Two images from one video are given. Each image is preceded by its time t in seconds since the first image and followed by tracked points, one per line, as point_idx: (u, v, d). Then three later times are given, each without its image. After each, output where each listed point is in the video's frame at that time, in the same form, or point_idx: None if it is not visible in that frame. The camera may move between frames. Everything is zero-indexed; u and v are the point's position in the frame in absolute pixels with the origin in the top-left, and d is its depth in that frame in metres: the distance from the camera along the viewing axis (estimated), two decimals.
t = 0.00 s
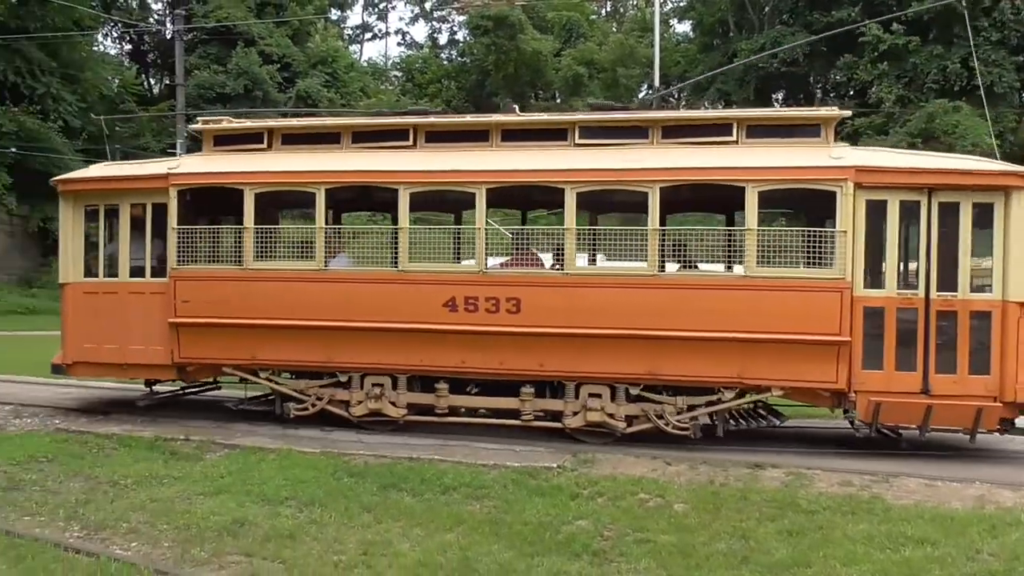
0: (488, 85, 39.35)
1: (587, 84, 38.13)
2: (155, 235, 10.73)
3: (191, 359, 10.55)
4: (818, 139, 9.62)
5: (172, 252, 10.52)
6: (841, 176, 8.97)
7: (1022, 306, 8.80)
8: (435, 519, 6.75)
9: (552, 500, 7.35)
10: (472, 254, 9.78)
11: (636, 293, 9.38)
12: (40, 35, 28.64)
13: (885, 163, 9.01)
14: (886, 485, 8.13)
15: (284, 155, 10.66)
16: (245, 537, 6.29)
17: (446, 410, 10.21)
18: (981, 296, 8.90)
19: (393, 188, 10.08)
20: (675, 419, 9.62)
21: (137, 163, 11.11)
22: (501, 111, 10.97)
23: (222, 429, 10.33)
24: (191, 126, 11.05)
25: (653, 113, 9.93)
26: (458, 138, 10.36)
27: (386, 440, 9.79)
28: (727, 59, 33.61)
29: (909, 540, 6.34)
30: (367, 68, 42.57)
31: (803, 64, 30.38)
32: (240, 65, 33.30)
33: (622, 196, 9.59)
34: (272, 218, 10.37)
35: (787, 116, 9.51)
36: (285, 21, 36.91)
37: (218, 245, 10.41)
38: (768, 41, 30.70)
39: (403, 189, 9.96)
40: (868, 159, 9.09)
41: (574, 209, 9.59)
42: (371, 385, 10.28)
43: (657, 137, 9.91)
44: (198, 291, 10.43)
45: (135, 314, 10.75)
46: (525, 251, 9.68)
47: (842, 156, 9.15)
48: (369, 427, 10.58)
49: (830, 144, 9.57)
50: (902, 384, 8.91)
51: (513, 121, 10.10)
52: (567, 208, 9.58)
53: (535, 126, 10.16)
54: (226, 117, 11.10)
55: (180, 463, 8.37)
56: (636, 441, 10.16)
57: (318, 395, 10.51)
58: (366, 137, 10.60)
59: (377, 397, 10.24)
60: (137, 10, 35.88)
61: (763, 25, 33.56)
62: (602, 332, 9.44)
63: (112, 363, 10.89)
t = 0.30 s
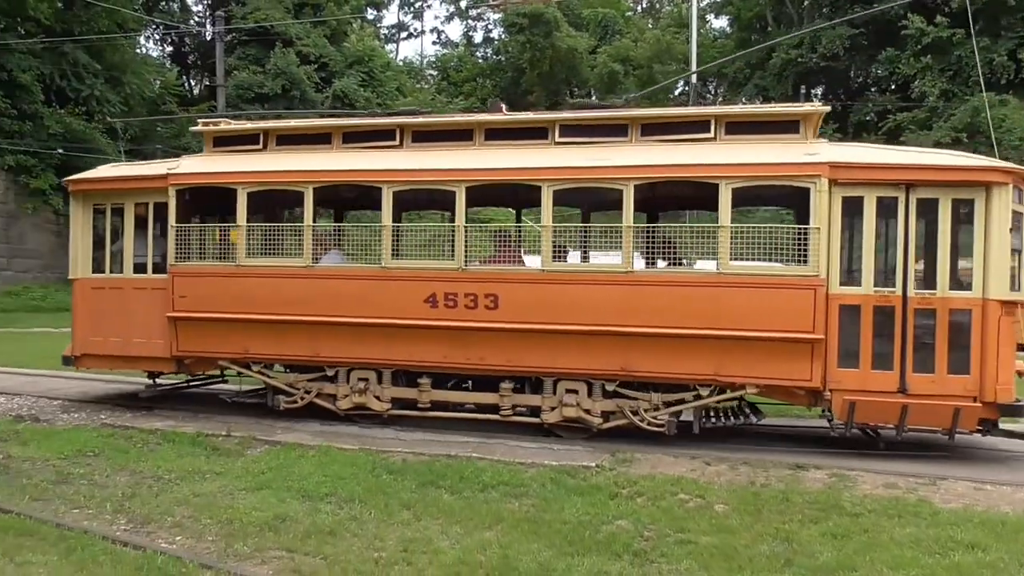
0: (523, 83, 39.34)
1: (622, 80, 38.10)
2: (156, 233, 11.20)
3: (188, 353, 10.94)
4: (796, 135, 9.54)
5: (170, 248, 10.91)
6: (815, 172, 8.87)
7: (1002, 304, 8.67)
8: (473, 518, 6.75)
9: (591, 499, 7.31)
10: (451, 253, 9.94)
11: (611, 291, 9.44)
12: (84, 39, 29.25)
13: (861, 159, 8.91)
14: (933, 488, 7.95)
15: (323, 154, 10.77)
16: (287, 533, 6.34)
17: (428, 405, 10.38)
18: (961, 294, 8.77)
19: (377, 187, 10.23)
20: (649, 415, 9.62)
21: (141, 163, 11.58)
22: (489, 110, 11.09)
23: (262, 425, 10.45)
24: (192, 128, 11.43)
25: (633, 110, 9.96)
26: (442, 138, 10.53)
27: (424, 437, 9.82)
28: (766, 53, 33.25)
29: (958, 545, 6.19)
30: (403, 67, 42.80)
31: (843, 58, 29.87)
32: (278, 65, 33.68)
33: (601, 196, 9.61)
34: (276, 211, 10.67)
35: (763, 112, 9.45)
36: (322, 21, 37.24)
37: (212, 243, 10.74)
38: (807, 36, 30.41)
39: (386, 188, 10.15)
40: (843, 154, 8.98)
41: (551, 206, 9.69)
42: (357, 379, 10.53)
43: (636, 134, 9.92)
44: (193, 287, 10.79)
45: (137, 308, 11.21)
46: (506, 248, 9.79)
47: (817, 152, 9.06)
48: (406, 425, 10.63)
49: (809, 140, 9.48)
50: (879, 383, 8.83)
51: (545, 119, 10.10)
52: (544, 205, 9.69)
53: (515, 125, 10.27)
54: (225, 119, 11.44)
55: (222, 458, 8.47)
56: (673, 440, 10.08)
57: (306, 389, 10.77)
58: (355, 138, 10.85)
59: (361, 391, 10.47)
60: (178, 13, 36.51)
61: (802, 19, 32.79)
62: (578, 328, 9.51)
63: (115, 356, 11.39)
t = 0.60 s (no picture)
0: (563, 81, 39.30)
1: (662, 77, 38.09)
2: (166, 235, 11.59)
3: (194, 349, 11.32)
4: (782, 131, 9.42)
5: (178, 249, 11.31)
6: (796, 168, 8.79)
7: (987, 300, 8.51)
8: (520, 518, 6.71)
9: (638, 500, 7.23)
10: (442, 252, 10.07)
11: (595, 288, 9.46)
12: (132, 43, 29.83)
13: (842, 154, 8.81)
14: (990, 491, 7.73)
15: (364, 153, 10.80)
16: (334, 530, 6.38)
17: (421, 400, 10.54)
18: (946, 289, 8.61)
19: (369, 188, 10.37)
20: (634, 411, 9.58)
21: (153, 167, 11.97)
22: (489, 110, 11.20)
23: (308, 423, 10.53)
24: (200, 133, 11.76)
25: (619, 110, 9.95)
26: (434, 139, 10.63)
27: (468, 436, 9.81)
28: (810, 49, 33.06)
29: (1018, 550, 5.99)
30: (442, 67, 43.01)
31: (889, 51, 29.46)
32: (320, 66, 34.13)
33: (581, 191, 9.68)
34: (281, 213, 10.85)
35: (747, 109, 9.35)
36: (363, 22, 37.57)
37: (216, 244, 11.07)
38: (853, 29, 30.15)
39: (378, 188, 10.27)
40: (827, 150, 8.88)
41: (536, 205, 9.72)
42: (353, 375, 10.72)
43: (623, 133, 9.91)
44: (199, 285, 11.15)
45: (148, 307, 11.65)
46: (495, 246, 9.86)
47: (799, 148, 8.96)
48: (451, 423, 10.65)
49: (794, 136, 9.35)
50: (863, 380, 8.70)
51: (583, 116, 10.04)
52: (530, 203, 9.72)
53: (504, 125, 10.33)
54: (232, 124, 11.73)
55: (270, 456, 8.56)
56: (719, 440, 9.95)
57: (305, 384, 11.00)
58: (351, 139, 11.03)
59: (357, 386, 10.66)
60: (222, 16, 37.17)
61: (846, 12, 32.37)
62: (562, 325, 9.55)
63: (127, 352, 11.83)
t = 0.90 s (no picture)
0: (597, 78, 39.15)
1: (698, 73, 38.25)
2: (175, 237, 11.99)
3: (201, 347, 11.69)
4: (764, 127, 9.38)
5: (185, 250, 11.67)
6: (773, 164, 8.75)
7: (969, 294, 8.35)
8: (563, 517, 6.67)
9: (682, 500, 7.14)
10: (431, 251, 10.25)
11: (581, 284, 9.50)
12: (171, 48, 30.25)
13: (821, 149, 8.75)
14: None
15: (406, 154, 10.76)
16: (378, 529, 6.39)
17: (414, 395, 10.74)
18: (928, 284, 8.47)
19: (363, 189, 10.59)
20: (618, 407, 9.65)
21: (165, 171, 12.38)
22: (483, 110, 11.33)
23: (349, 422, 10.58)
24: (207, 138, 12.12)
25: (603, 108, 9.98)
26: (426, 141, 10.79)
27: (508, 435, 9.78)
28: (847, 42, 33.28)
29: None
30: (476, 66, 43.07)
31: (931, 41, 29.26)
32: (355, 67, 34.47)
33: (568, 190, 9.75)
34: (283, 214, 11.16)
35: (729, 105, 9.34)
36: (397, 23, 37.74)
37: (220, 246, 11.39)
38: (894, 20, 29.90)
39: (372, 189, 10.50)
40: (805, 145, 8.82)
41: (520, 204, 9.84)
42: (350, 371, 10.97)
43: (607, 132, 9.92)
44: (204, 286, 11.48)
45: (159, 306, 12.08)
46: (484, 244, 9.98)
47: (777, 143, 8.93)
48: (490, 421, 10.63)
49: (775, 131, 9.33)
50: (843, 375, 8.61)
51: (583, 115, 10.00)
52: (515, 202, 9.84)
53: (496, 126, 10.43)
54: (238, 129, 12.08)
55: (311, 454, 8.62)
56: (764, 439, 9.79)
57: (305, 380, 11.30)
58: (347, 142, 11.23)
59: (354, 381, 10.91)
60: (259, 19, 37.66)
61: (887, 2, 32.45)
62: (546, 322, 9.64)
63: (142, 349, 12.27)
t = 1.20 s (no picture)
0: (628, 76, 39.11)
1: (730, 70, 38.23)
2: (185, 237, 12.40)
3: (209, 343, 12.11)
4: (744, 124, 9.42)
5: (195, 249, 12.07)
6: (748, 161, 8.74)
7: (945, 289, 8.29)
8: (600, 517, 6.61)
9: (720, 501, 7.05)
10: (420, 249, 10.48)
11: (563, 281, 9.65)
12: (205, 49, 30.61)
13: (796, 146, 8.71)
14: None
15: (432, 155, 10.83)
16: (415, 528, 6.39)
17: (407, 390, 11.00)
18: (903, 279, 8.43)
19: (356, 190, 10.83)
20: (599, 402, 9.77)
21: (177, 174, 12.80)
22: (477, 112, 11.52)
23: (384, 420, 10.61)
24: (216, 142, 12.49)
25: (587, 108, 10.11)
26: (418, 143, 11.05)
27: (543, 434, 9.74)
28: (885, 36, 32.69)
29: None
30: (507, 65, 43.15)
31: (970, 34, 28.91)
32: (387, 67, 34.72)
33: (558, 189, 9.81)
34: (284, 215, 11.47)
35: (709, 103, 9.43)
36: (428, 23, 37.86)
37: (226, 245, 11.75)
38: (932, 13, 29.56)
39: (365, 190, 10.73)
40: (782, 142, 8.82)
41: (505, 202, 9.99)
42: (346, 366, 11.28)
43: (590, 131, 10.06)
44: (210, 284, 11.88)
45: (171, 304, 12.52)
46: (472, 244, 10.16)
47: (751, 140, 8.93)
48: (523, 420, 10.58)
49: (754, 128, 9.35)
50: (819, 371, 8.59)
51: (567, 115, 10.12)
52: (500, 201, 9.98)
53: (485, 126, 10.63)
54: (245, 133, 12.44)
55: (347, 452, 8.65)
56: (802, 438, 9.64)
57: (304, 375, 11.62)
58: (345, 145, 11.57)
59: (349, 376, 11.21)
60: (292, 20, 38.08)
61: None
62: (529, 318, 9.80)
63: (155, 345, 12.74)
